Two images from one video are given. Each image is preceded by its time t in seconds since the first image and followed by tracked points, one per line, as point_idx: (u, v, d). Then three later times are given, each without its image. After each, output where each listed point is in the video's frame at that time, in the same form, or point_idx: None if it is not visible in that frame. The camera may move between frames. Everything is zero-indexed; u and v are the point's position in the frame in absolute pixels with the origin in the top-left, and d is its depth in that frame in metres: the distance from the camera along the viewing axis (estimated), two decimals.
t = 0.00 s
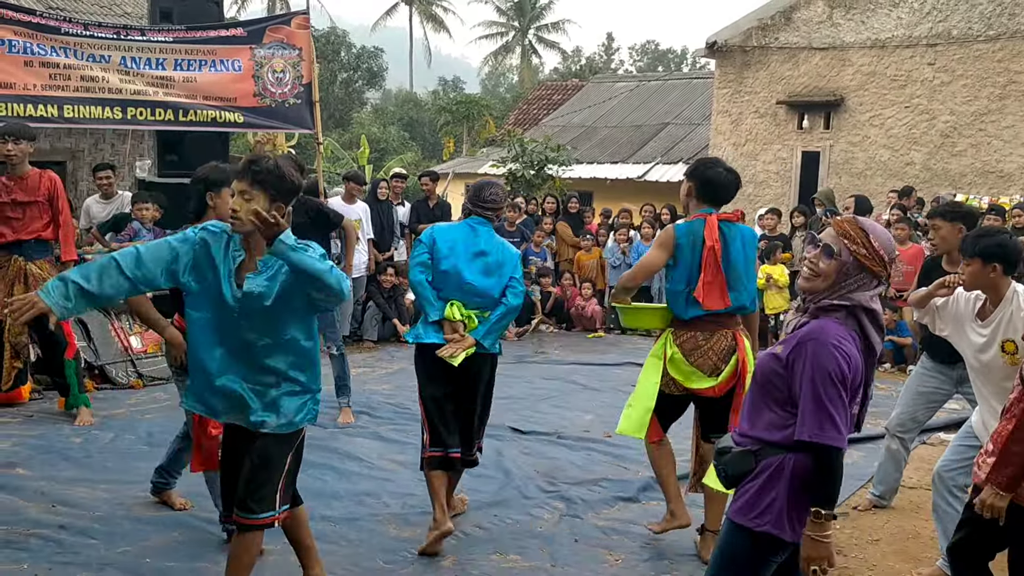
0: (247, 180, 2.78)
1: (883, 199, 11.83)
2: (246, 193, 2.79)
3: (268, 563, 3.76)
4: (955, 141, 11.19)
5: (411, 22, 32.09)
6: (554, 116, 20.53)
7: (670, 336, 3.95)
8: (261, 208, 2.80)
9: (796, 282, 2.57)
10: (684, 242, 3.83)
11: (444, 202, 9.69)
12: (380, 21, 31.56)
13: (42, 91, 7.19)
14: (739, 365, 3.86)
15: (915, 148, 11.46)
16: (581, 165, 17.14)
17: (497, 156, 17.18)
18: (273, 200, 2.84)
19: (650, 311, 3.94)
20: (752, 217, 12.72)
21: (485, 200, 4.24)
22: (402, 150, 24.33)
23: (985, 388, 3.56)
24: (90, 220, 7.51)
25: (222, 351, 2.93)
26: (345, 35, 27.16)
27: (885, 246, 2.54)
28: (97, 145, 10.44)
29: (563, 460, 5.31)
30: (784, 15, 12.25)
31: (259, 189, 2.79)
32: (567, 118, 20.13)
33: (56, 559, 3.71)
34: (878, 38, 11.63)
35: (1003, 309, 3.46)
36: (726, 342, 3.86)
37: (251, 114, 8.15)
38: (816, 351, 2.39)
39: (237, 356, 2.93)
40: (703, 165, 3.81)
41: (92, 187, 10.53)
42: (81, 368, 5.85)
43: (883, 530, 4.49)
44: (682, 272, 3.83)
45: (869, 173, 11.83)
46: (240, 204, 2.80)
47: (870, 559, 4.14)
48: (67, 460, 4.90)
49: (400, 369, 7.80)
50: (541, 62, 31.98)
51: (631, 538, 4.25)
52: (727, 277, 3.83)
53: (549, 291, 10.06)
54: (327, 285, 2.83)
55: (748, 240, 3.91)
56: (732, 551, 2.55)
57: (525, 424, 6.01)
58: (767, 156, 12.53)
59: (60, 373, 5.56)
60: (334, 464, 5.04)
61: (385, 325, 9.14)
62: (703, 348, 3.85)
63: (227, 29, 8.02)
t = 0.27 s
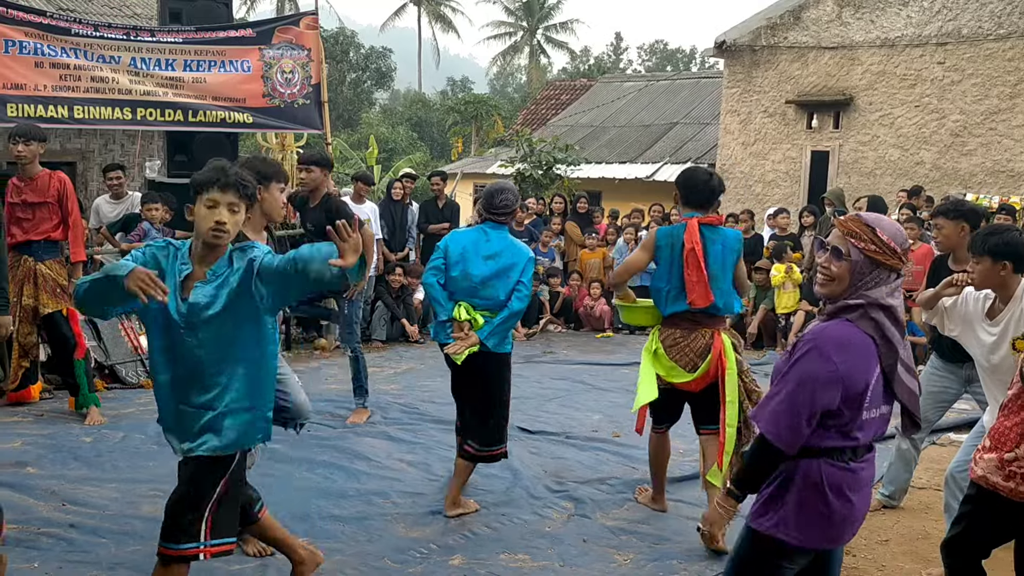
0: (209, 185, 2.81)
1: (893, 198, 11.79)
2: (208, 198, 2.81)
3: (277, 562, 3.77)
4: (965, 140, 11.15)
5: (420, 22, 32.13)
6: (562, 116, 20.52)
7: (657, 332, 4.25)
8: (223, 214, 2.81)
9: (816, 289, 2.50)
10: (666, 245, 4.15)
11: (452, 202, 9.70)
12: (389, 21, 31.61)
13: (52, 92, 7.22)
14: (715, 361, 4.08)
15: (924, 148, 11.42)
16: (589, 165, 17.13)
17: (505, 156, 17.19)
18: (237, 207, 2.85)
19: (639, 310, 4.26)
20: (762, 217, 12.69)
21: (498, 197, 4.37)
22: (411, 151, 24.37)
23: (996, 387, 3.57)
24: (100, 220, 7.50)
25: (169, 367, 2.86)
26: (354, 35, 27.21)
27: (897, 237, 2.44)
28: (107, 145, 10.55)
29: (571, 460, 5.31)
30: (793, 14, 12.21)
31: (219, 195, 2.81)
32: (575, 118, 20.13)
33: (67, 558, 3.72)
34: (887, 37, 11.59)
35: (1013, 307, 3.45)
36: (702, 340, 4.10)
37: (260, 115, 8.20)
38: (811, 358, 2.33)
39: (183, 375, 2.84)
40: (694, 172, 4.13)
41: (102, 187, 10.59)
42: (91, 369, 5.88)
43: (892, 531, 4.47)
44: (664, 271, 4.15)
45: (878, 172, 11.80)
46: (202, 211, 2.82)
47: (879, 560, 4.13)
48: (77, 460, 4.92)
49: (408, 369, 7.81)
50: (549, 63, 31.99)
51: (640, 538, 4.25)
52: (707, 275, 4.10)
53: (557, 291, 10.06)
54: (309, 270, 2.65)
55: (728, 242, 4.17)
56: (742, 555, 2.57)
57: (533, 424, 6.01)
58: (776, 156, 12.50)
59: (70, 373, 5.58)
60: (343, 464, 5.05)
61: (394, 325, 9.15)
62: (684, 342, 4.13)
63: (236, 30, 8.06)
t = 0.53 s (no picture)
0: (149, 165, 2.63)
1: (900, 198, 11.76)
2: (146, 177, 2.64)
3: (285, 562, 3.78)
4: (971, 140, 11.13)
5: (425, 23, 32.17)
6: (568, 117, 20.52)
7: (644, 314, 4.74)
8: (164, 194, 2.64)
9: (834, 301, 2.51)
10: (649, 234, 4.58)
11: (458, 203, 9.72)
12: (394, 22, 31.65)
13: (60, 94, 7.25)
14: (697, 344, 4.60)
15: (931, 147, 11.40)
16: (595, 166, 17.13)
17: (511, 157, 17.20)
18: (180, 187, 2.69)
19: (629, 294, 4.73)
20: (768, 217, 12.67)
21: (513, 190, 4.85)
22: (417, 151, 24.41)
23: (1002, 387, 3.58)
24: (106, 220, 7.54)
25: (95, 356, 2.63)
26: (360, 36, 27.24)
27: (910, 243, 2.39)
28: (114, 146, 10.63)
29: (578, 460, 5.31)
30: (799, 14, 12.19)
31: (159, 174, 2.65)
32: (581, 118, 20.13)
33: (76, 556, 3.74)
34: (893, 37, 11.57)
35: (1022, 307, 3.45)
36: (685, 323, 4.59)
37: (267, 116, 8.24)
38: (823, 378, 2.31)
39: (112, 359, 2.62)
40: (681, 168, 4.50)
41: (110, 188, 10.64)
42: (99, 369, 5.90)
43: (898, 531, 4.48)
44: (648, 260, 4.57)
45: (884, 172, 11.78)
46: (141, 192, 2.64)
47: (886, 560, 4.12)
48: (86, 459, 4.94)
49: (415, 370, 7.82)
50: (555, 63, 31.98)
51: (646, 538, 4.25)
52: (683, 262, 4.54)
53: (563, 292, 10.07)
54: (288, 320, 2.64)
55: (711, 231, 4.52)
56: None
57: (540, 424, 6.02)
58: (782, 156, 12.48)
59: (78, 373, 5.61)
60: (349, 464, 5.07)
61: (400, 325, 9.16)
62: (666, 325, 4.62)
63: (243, 31, 8.09)
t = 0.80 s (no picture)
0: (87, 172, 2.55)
1: (907, 197, 11.73)
2: (84, 183, 2.56)
3: (291, 561, 3.79)
4: (979, 139, 11.10)
5: (431, 22, 32.18)
6: (574, 116, 20.51)
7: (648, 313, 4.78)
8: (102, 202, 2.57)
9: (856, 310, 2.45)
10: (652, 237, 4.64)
11: (464, 202, 9.72)
12: (400, 22, 31.69)
13: (67, 94, 7.27)
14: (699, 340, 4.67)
15: (938, 146, 11.37)
16: (601, 165, 17.12)
17: (517, 156, 17.20)
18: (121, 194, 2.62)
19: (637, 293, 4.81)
20: (775, 216, 12.64)
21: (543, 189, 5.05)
22: (423, 151, 24.43)
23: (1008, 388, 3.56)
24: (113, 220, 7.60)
25: (34, 355, 2.49)
26: (366, 36, 27.27)
27: (929, 249, 2.29)
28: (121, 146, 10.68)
29: (584, 460, 5.31)
30: (805, 12, 12.16)
31: (96, 181, 2.56)
32: (587, 118, 20.12)
33: (83, 555, 3.76)
34: (900, 36, 11.53)
35: None
36: (688, 320, 4.63)
37: (274, 116, 8.26)
38: (853, 394, 2.24)
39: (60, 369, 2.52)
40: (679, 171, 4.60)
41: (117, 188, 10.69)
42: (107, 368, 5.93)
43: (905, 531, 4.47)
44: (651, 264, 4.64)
45: (891, 171, 11.76)
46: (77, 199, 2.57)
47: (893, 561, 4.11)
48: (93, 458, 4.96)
49: (421, 369, 7.82)
50: (561, 62, 31.98)
51: (653, 538, 4.25)
52: (685, 266, 4.58)
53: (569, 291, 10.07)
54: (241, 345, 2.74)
55: (710, 238, 4.51)
56: None
57: (546, 424, 6.01)
58: (789, 155, 12.44)
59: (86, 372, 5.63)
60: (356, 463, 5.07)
61: (406, 325, 9.17)
62: (667, 322, 4.66)
63: (250, 31, 8.10)
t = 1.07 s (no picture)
0: (55, 159, 2.54)
1: (923, 196, 11.65)
2: (50, 170, 2.55)
3: (305, 560, 3.80)
4: (996, 137, 11.02)
5: (445, 22, 32.21)
6: (587, 115, 20.48)
7: (666, 301, 5.18)
8: (74, 188, 2.58)
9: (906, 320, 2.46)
10: (670, 227, 5.08)
11: (477, 202, 9.72)
12: (414, 21, 31.74)
13: (83, 94, 7.31)
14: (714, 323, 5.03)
15: (955, 144, 11.28)
16: (614, 164, 17.09)
17: (530, 155, 17.19)
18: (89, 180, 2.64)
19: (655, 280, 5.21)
20: (789, 215, 12.56)
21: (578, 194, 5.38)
22: (436, 150, 24.45)
23: None
24: (127, 219, 7.68)
25: None
26: (380, 35, 27.33)
27: (954, 255, 2.28)
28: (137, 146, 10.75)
29: (597, 459, 5.30)
30: (820, 10, 12.08)
31: (70, 168, 2.59)
32: (601, 117, 20.08)
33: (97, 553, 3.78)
34: (916, 33, 11.45)
35: None
36: (702, 305, 5.03)
37: (288, 115, 8.29)
38: (898, 407, 2.15)
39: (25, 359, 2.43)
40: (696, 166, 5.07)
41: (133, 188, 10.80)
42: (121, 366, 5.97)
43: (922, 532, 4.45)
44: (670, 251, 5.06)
45: (907, 170, 11.68)
46: (43, 186, 2.55)
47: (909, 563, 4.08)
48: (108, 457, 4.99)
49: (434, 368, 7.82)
50: (574, 61, 31.94)
51: (666, 538, 4.23)
52: (703, 253, 5.00)
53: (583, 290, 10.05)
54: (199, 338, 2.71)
55: (726, 228, 5.00)
56: None
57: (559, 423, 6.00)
58: (804, 153, 12.37)
59: (101, 370, 5.67)
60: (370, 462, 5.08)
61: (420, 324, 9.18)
62: (685, 308, 5.06)
63: (264, 31, 8.13)
